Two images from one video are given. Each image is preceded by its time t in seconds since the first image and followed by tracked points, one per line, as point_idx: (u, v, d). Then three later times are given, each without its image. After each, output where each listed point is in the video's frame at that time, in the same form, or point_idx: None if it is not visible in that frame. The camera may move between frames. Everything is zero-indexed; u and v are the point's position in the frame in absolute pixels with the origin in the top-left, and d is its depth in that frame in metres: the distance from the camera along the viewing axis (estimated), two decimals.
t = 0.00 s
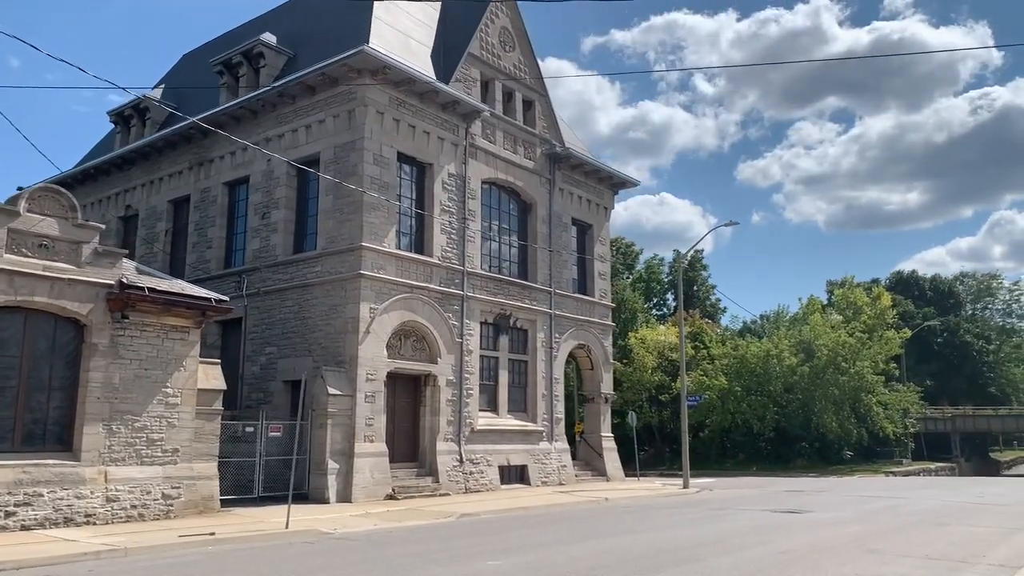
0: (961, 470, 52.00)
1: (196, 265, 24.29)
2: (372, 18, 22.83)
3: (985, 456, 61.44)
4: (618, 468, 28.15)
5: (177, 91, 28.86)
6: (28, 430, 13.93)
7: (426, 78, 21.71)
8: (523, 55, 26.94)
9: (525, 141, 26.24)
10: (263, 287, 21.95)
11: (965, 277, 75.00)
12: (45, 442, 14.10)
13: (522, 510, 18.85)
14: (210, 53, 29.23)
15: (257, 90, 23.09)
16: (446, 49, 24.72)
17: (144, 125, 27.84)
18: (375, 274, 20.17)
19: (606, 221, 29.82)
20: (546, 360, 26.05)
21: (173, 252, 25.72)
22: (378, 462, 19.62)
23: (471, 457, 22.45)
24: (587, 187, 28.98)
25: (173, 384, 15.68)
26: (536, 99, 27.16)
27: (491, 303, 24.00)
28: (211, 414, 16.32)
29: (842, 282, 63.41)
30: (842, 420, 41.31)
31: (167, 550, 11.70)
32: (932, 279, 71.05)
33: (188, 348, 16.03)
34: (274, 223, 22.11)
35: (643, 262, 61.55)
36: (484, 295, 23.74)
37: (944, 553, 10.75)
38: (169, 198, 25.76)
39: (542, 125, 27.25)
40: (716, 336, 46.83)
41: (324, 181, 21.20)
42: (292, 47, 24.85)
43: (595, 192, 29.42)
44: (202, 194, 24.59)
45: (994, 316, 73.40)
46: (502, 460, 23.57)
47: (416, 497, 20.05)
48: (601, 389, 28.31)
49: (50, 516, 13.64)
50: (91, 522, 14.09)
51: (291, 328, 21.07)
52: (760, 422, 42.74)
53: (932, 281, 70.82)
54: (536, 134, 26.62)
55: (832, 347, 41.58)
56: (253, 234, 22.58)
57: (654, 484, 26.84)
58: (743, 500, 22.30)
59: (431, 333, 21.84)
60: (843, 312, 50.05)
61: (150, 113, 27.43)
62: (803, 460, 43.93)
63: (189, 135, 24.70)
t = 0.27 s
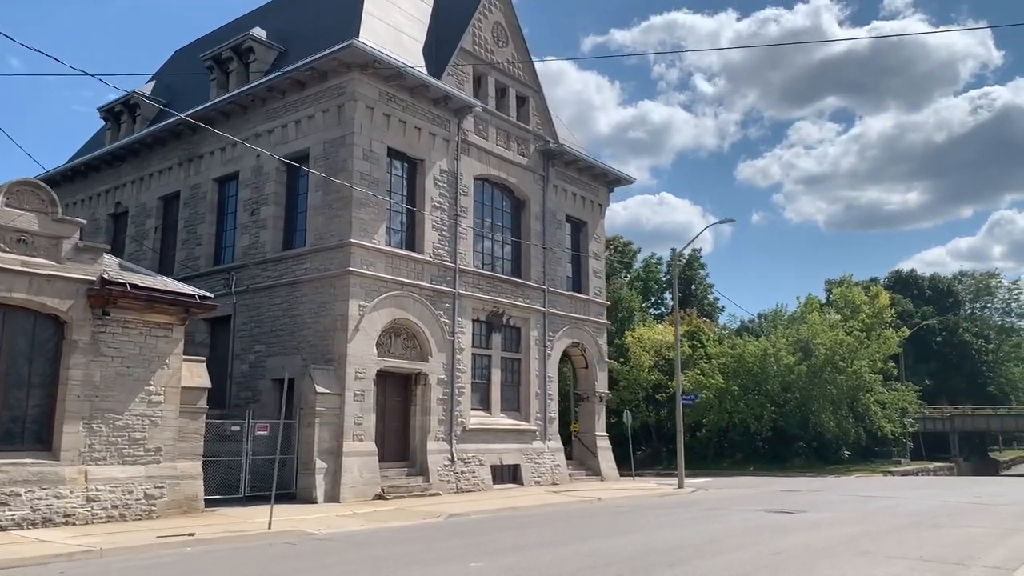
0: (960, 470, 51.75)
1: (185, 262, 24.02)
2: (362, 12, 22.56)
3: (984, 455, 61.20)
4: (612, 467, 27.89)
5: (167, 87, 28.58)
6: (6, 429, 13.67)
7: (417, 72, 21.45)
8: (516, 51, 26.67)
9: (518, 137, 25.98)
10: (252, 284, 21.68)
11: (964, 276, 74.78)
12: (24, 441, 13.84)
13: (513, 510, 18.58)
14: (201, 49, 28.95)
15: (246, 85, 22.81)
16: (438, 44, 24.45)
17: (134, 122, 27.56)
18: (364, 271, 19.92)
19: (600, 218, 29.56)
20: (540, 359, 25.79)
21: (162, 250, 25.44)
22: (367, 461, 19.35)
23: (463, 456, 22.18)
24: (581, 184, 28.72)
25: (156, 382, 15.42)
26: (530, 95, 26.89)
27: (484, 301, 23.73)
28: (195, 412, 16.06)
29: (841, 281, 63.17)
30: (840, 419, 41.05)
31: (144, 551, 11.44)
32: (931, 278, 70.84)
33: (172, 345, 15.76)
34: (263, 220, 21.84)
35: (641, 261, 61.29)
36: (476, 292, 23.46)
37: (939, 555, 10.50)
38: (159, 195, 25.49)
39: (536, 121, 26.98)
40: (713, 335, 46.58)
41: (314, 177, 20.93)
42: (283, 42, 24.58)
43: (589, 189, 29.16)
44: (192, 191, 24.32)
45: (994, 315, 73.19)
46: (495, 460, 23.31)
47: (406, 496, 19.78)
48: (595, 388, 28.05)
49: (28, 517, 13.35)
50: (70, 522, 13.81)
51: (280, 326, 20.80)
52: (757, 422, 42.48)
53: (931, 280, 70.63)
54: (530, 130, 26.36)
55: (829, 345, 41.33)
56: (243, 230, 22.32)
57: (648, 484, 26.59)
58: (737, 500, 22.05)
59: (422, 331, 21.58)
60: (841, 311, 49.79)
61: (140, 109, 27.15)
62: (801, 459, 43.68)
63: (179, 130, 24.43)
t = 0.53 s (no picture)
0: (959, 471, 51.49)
1: (174, 261, 23.77)
2: (352, 8, 22.31)
3: (983, 456, 60.94)
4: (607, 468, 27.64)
5: (158, 85, 28.34)
6: None
7: (407, 68, 21.20)
8: (509, 48, 26.42)
9: (511, 134, 25.73)
10: (240, 282, 21.44)
11: (963, 275, 74.53)
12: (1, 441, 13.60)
13: (503, 511, 18.33)
14: (192, 46, 28.69)
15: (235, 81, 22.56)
16: (430, 40, 24.19)
17: (124, 119, 27.33)
18: (353, 270, 19.67)
19: (595, 217, 29.31)
20: (533, 358, 25.54)
21: (151, 249, 25.20)
22: (355, 462, 19.10)
23: (454, 457, 21.94)
24: (575, 182, 28.48)
25: (138, 382, 15.17)
26: (524, 92, 26.65)
27: (476, 300, 23.48)
28: (178, 412, 15.81)
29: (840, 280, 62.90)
30: (838, 419, 40.78)
31: (118, 554, 11.20)
32: (930, 277, 70.60)
33: (155, 344, 15.52)
34: (252, 218, 21.59)
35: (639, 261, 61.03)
36: (468, 291, 23.20)
37: (930, 558, 10.25)
38: (149, 193, 25.25)
39: (529, 118, 26.72)
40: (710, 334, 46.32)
41: (302, 174, 20.68)
42: (273, 39, 24.33)
43: (583, 187, 28.90)
44: (181, 189, 24.07)
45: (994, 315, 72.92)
46: (487, 460, 23.06)
47: (395, 498, 19.54)
48: (589, 388, 27.80)
49: (5, 519, 13.09)
50: (48, 525, 13.53)
51: (268, 325, 20.55)
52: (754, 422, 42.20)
53: (930, 279, 70.38)
54: (523, 127, 26.11)
55: (827, 345, 41.07)
56: (231, 228, 22.08)
57: (643, 484, 26.33)
58: (732, 501, 21.78)
59: (412, 330, 21.33)
60: (839, 311, 49.51)
61: (130, 107, 26.92)
62: (798, 459, 43.43)
63: (168, 128, 24.19)
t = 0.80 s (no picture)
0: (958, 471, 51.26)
1: (163, 259, 23.54)
2: (342, 3, 22.08)
3: (982, 456, 60.71)
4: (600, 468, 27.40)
5: (148, 82, 28.11)
6: None
7: (396, 64, 20.96)
8: (502, 44, 26.18)
9: (504, 131, 25.49)
10: (229, 281, 21.20)
11: (962, 274, 74.29)
12: None
13: (492, 512, 18.09)
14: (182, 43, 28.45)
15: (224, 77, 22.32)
16: (421, 36, 23.96)
17: (114, 116, 27.10)
18: (341, 267, 19.44)
19: (589, 215, 29.09)
20: (526, 357, 25.31)
21: (141, 247, 24.97)
22: (343, 462, 18.86)
23: (444, 457, 21.71)
24: (569, 179, 28.25)
25: (119, 381, 14.94)
26: (516, 88, 26.41)
27: (467, 298, 23.25)
28: (161, 412, 15.58)
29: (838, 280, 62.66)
30: (835, 419, 40.54)
31: (91, 557, 10.96)
32: (929, 276, 70.39)
33: (137, 343, 15.29)
34: (240, 215, 21.36)
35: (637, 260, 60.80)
36: (459, 290, 22.97)
37: (920, 560, 10.01)
38: (138, 191, 25.02)
39: (522, 115, 26.49)
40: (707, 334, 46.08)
41: (290, 171, 20.45)
42: (262, 34, 24.09)
43: (577, 185, 28.68)
44: (170, 186, 23.84)
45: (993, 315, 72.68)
46: (478, 461, 22.84)
47: (384, 498, 19.31)
48: (583, 387, 27.56)
49: None
50: (25, 526, 13.29)
51: (256, 323, 20.32)
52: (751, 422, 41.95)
53: (929, 278, 70.16)
54: (516, 124, 25.88)
55: (824, 344, 40.84)
56: (219, 226, 21.85)
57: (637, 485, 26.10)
58: (725, 502, 21.54)
59: (402, 328, 21.10)
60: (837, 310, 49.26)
61: (119, 104, 26.69)
62: (796, 459, 43.20)
63: (156, 125, 23.96)
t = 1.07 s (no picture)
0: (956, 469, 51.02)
1: (152, 256, 23.29)
2: None
3: (981, 455, 60.46)
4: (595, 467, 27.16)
5: (139, 77, 27.86)
6: None
7: (386, 58, 20.72)
8: (495, 39, 25.93)
9: (496, 127, 25.25)
10: (217, 277, 20.96)
11: (961, 273, 74.06)
12: None
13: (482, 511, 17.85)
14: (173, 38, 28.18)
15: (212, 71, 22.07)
16: (412, 30, 23.71)
17: (104, 112, 26.86)
18: (330, 264, 19.19)
19: (583, 211, 28.84)
20: (519, 355, 25.07)
21: (130, 243, 24.73)
22: (331, 460, 18.62)
23: (435, 455, 21.46)
24: (563, 176, 28.01)
25: (101, 377, 14.69)
26: (509, 84, 26.17)
27: (459, 295, 23.00)
28: (143, 409, 15.34)
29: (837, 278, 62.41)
30: (833, 418, 40.29)
31: (65, 557, 10.73)
32: (928, 275, 70.17)
33: (119, 339, 15.04)
34: (228, 211, 21.10)
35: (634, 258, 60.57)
36: (451, 286, 22.73)
37: (910, 560, 9.76)
38: (127, 187, 24.77)
39: (516, 110, 26.24)
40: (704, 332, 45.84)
41: (279, 166, 20.21)
42: (252, 29, 23.84)
43: (572, 182, 28.43)
44: (159, 182, 23.60)
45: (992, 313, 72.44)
46: (470, 459, 22.60)
47: (373, 497, 19.06)
48: (577, 385, 27.32)
49: None
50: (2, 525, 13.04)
51: (244, 320, 20.08)
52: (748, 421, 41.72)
53: (928, 277, 69.92)
54: (509, 120, 25.63)
55: (822, 342, 40.60)
56: (208, 222, 21.60)
57: (631, 483, 25.86)
58: (719, 500, 21.31)
59: (392, 325, 20.85)
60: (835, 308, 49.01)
61: (109, 100, 26.45)
62: (793, 458, 42.95)
63: (145, 120, 23.71)
